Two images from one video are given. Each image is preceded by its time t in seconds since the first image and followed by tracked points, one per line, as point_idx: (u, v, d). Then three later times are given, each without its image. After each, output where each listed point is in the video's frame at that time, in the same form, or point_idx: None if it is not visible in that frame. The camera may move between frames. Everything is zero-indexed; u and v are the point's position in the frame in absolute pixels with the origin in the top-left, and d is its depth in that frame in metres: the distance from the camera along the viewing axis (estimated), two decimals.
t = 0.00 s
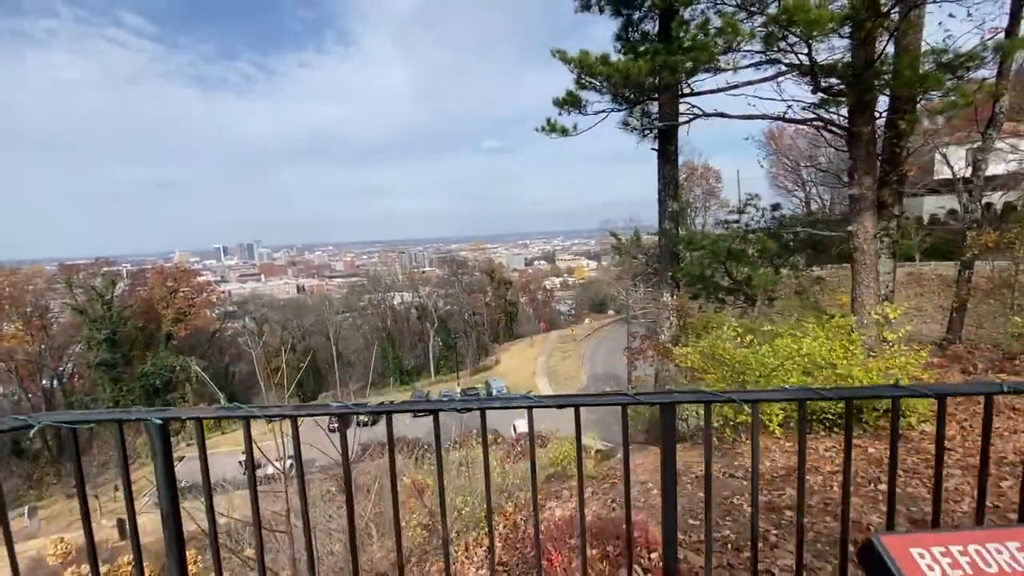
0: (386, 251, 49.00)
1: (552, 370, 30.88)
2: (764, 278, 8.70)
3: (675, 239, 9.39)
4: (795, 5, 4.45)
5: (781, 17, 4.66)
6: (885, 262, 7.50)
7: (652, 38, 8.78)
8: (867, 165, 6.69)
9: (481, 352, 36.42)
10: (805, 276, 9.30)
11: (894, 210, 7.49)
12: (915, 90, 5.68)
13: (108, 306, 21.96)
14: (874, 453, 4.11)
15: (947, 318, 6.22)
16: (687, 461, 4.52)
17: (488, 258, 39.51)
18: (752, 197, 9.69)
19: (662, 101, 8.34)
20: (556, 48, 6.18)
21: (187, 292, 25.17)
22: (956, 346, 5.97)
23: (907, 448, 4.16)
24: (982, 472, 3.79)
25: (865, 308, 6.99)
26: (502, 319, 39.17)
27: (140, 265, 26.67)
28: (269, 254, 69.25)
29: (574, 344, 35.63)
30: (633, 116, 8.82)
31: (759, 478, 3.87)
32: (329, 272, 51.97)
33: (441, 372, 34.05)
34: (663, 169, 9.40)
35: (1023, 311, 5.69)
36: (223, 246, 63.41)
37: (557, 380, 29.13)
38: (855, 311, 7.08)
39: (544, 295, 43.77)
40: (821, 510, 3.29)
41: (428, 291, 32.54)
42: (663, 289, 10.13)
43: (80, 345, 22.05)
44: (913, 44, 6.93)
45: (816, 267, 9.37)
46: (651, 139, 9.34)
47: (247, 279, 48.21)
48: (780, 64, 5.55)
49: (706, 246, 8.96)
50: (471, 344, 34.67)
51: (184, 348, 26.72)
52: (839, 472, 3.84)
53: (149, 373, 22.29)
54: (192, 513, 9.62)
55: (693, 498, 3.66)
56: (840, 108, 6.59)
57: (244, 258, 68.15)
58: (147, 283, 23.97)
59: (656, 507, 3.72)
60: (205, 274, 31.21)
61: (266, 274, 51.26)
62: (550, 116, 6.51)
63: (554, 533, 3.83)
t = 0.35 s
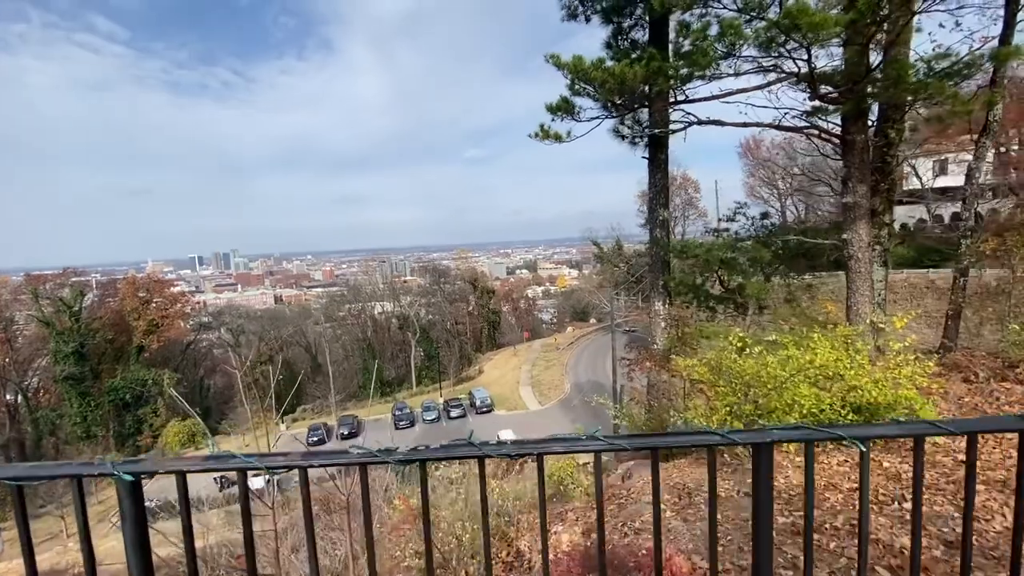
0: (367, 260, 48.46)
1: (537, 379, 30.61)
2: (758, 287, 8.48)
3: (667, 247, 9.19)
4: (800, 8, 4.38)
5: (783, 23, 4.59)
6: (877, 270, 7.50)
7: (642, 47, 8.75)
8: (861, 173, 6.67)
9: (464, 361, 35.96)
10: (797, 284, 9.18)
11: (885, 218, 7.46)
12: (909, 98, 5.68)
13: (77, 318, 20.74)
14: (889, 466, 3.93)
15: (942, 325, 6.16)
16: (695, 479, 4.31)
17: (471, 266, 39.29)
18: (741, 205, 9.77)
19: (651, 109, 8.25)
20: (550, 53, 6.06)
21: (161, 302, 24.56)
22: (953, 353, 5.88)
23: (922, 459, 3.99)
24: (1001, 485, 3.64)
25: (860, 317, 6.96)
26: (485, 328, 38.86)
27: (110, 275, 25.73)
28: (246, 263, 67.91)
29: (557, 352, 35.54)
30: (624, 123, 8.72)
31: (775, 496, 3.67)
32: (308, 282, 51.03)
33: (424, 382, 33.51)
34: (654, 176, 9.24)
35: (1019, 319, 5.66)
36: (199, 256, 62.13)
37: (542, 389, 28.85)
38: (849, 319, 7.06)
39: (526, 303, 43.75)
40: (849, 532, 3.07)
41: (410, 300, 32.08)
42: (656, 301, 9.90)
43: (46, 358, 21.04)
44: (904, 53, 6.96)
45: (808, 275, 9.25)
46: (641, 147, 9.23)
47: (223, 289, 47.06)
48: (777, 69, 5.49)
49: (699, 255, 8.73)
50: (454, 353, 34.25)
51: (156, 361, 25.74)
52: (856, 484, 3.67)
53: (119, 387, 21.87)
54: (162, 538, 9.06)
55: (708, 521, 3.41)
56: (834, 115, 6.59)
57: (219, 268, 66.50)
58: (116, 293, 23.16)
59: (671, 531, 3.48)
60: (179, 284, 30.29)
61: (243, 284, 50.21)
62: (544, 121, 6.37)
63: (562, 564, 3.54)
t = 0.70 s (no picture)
0: (347, 269, 47.71)
1: (520, 389, 30.30)
2: (754, 298, 8.32)
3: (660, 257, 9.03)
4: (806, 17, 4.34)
5: (788, 31, 4.55)
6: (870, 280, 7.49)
7: (633, 56, 8.70)
8: (854, 184, 6.68)
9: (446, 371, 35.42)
10: (789, 294, 9.09)
11: (878, 227, 7.45)
12: (903, 112, 5.72)
13: (41, 329, 19.81)
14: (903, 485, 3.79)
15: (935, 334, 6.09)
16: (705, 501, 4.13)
17: (453, 275, 38.98)
18: (732, 215, 10.06)
19: (643, 119, 8.18)
20: (546, 59, 5.95)
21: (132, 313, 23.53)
22: (950, 364, 5.80)
23: (938, 478, 3.85)
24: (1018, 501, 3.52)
25: (855, 328, 6.94)
26: (468, 337, 38.46)
27: (77, 285, 24.70)
28: (222, 273, 66.25)
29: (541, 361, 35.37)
30: (615, 134, 8.63)
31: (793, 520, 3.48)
32: (286, 292, 49.96)
33: (406, 393, 32.90)
34: (646, 186, 9.12)
35: (1013, 329, 5.67)
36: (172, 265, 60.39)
37: (526, 399, 28.53)
38: (844, 329, 7.04)
39: (508, 312, 43.50)
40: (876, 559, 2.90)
41: (392, 309, 31.55)
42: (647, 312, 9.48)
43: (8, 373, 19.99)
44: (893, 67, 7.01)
45: (799, 285, 9.18)
46: (632, 157, 9.14)
47: (197, 299, 45.72)
48: (777, 79, 5.46)
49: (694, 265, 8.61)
50: (436, 363, 33.78)
51: (127, 375, 24.69)
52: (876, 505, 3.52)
53: (86, 402, 21.28)
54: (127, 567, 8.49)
55: (728, 551, 3.20)
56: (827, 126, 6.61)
57: (193, 278, 64.75)
58: (84, 304, 22.23)
59: (689, 561, 3.28)
60: (151, 294, 29.27)
61: (219, 294, 48.90)
62: (538, 130, 6.25)
63: None
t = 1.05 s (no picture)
0: (328, 276, 47.00)
1: (505, 396, 30.01)
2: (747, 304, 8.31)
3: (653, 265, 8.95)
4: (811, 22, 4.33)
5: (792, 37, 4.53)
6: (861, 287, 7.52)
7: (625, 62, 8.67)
8: (847, 192, 6.72)
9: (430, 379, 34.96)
10: (780, 301, 9.10)
11: (868, 235, 7.49)
12: (897, 121, 5.78)
13: (7, 339, 19.05)
14: (914, 495, 3.72)
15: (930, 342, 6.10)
16: (712, 515, 4.00)
17: (437, 282, 38.67)
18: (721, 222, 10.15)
19: (637, 125, 8.13)
20: (543, 62, 5.87)
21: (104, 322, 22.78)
22: (945, 369, 5.82)
23: (947, 488, 3.79)
24: None
25: (848, 335, 6.96)
26: (453, 345, 38.06)
27: (46, 292, 23.79)
28: (199, 280, 64.72)
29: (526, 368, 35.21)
30: (607, 140, 8.57)
31: (808, 535, 3.35)
32: (266, 299, 49.00)
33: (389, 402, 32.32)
34: (638, 193, 9.05)
35: (1006, 335, 5.72)
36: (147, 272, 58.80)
37: (511, 406, 28.27)
38: (838, 337, 7.06)
39: (492, 320, 43.32)
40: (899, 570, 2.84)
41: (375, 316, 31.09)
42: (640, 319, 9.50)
43: None
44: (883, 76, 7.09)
45: (790, 292, 9.19)
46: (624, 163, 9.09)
47: (172, 307, 44.53)
48: (775, 87, 5.48)
49: (687, 271, 8.61)
50: (420, 371, 33.34)
51: (98, 385, 23.76)
52: (890, 519, 3.43)
53: (53, 414, 20.39)
54: None
55: (745, 568, 3.06)
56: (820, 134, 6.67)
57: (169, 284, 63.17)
58: (53, 312, 21.40)
59: None
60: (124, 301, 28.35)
61: (196, 302, 47.69)
62: (534, 134, 6.15)
63: None
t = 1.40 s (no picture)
0: (311, 280, 46.27)
1: (491, 401, 29.77)
2: (739, 309, 8.24)
3: (646, 270, 8.86)
4: (817, 28, 4.29)
5: (795, 40, 4.47)
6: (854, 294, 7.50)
7: (618, 65, 8.59)
8: (841, 199, 6.72)
9: (415, 384, 34.54)
10: (771, 306, 9.08)
11: (861, 242, 7.49)
12: (894, 128, 5.75)
13: None
14: (925, 509, 3.62)
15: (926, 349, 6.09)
16: (719, 530, 3.87)
17: (422, 287, 38.31)
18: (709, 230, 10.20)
19: (629, 130, 8.04)
20: (539, 65, 5.80)
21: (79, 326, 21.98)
22: (941, 376, 5.80)
23: (956, 500, 3.71)
24: None
25: (843, 342, 6.94)
26: (438, 349, 37.70)
27: (16, 296, 22.93)
28: (177, 283, 63.28)
29: (512, 373, 35.01)
30: (601, 144, 8.44)
31: (822, 551, 3.23)
32: (247, 303, 48.03)
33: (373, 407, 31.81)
34: (630, 198, 8.88)
35: (1001, 343, 5.74)
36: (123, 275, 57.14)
37: (497, 411, 28.01)
38: (832, 344, 7.03)
39: (477, 324, 43.04)
40: None
41: (359, 321, 30.61)
42: (633, 323, 9.07)
43: None
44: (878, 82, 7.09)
45: (782, 298, 9.18)
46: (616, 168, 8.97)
47: (150, 311, 43.35)
48: (774, 92, 5.44)
49: (679, 278, 8.55)
50: (405, 377, 32.88)
51: (72, 391, 22.94)
52: (903, 534, 3.34)
53: (25, 421, 19.60)
54: None
55: None
56: (814, 139, 6.65)
57: (147, 287, 61.65)
58: (24, 317, 20.63)
59: None
60: (99, 305, 27.50)
61: (174, 306, 46.55)
62: (529, 136, 6.05)
63: None
